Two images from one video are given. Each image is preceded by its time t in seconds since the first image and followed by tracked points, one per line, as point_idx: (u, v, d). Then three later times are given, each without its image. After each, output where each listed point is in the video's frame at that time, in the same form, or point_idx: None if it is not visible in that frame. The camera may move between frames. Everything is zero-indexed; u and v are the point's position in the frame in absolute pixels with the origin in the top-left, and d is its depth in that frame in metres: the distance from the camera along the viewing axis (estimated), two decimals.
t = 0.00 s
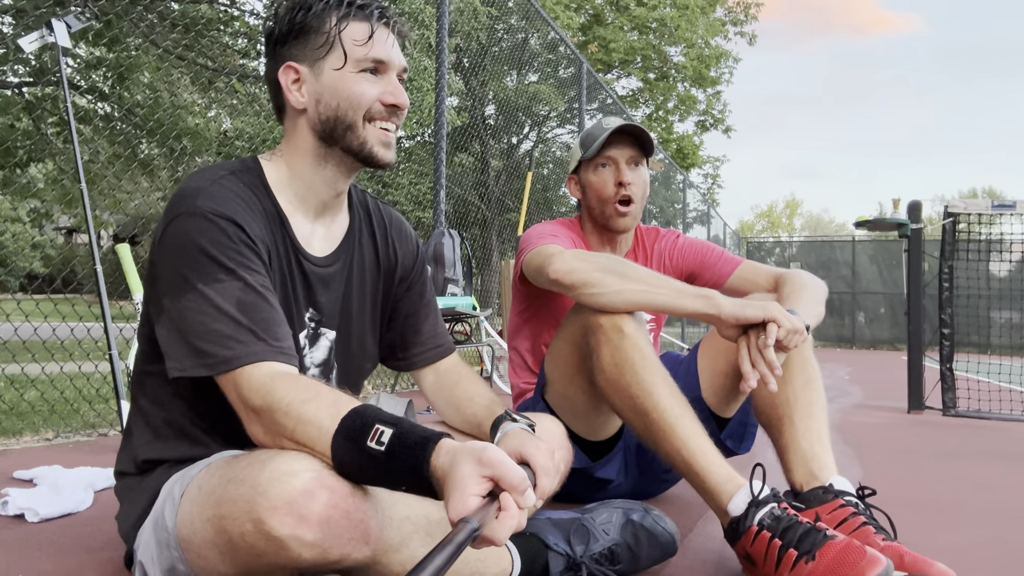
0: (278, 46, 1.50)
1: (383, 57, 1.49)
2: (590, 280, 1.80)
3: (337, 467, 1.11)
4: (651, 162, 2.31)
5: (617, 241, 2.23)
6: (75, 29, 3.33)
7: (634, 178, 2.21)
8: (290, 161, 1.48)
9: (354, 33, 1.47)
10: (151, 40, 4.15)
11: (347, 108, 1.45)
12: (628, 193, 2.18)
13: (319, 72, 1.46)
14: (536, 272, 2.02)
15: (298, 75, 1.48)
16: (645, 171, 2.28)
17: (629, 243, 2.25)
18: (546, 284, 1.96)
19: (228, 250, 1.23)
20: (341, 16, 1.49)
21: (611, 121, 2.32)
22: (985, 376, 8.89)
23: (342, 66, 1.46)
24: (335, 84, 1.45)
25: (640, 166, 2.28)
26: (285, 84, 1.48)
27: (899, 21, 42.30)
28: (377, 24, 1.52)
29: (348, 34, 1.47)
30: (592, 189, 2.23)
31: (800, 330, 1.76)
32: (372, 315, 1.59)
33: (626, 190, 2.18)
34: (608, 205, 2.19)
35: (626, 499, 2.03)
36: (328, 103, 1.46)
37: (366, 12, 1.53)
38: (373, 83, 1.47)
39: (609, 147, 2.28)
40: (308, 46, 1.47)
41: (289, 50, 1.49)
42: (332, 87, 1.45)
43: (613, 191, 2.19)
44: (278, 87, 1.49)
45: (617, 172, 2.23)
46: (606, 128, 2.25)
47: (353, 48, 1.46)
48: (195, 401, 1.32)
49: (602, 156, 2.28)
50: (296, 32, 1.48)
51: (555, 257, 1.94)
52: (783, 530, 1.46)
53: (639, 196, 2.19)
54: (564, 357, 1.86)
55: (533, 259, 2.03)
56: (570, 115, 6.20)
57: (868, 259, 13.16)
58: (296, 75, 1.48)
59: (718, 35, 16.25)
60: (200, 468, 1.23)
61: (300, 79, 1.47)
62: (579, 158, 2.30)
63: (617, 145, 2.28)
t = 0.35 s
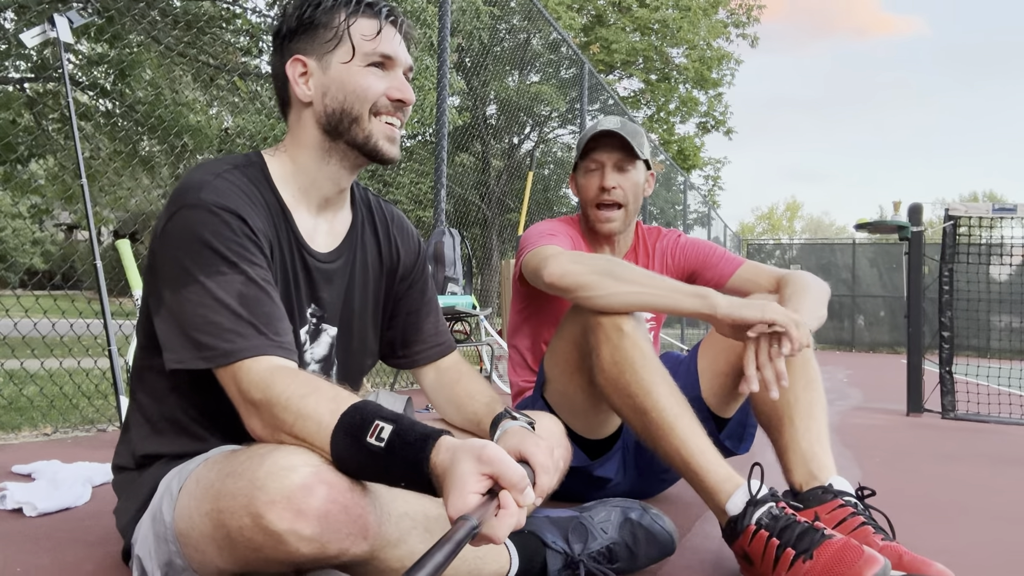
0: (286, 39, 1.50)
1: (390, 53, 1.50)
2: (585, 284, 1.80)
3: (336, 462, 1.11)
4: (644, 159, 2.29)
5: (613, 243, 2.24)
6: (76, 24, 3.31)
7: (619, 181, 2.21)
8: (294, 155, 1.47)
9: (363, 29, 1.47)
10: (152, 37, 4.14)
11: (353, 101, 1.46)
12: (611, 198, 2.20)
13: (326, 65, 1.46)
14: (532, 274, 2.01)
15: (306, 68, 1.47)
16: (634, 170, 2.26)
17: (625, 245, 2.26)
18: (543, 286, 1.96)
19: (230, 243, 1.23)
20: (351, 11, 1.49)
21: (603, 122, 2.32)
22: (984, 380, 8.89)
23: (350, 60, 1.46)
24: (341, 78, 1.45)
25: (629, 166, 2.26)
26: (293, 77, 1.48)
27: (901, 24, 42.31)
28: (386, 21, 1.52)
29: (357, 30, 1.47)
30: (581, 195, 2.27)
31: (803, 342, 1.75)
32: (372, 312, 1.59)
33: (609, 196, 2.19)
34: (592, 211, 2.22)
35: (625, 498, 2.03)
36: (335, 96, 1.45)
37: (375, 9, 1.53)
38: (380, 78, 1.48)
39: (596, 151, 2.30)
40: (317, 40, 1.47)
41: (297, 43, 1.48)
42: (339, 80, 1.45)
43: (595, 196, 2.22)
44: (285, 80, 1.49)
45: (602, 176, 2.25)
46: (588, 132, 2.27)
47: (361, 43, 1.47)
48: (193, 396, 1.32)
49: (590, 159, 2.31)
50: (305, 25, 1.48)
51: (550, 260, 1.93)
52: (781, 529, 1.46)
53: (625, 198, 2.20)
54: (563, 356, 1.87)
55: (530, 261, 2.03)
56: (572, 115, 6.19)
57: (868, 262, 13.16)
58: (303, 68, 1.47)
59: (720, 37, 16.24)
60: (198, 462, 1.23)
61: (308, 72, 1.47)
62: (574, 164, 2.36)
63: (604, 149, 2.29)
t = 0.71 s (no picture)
0: (299, 34, 1.51)
1: (400, 55, 1.50)
2: (572, 299, 1.78)
3: (332, 450, 1.11)
4: (636, 158, 2.27)
5: (606, 241, 2.25)
6: (76, 22, 3.32)
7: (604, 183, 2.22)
8: (300, 148, 1.48)
9: (375, 29, 1.48)
10: (152, 36, 4.13)
11: (359, 99, 1.46)
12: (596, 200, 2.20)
13: (337, 62, 1.47)
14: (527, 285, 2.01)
15: (316, 64, 1.48)
16: (624, 171, 2.26)
17: (619, 243, 2.28)
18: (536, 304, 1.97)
19: (236, 231, 1.24)
20: (365, 10, 1.49)
21: (597, 124, 2.33)
22: (984, 383, 8.89)
23: (360, 58, 1.47)
24: (350, 75, 1.46)
25: (618, 168, 2.26)
26: (303, 71, 1.48)
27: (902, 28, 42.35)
28: (399, 23, 1.52)
29: (369, 29, 1.48)
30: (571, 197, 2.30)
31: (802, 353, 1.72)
32: (376, 305, 1.59)
33: (593, 199, 2.20)
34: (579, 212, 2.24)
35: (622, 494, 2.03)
36: (342, 92, 1.46)
37: (389, 11, 1.53)
38: (388, 78, 1.48)
39: (586, 154, 2.31)
40: (329, 37, 1.47)
41: (310, 39, 1.49)
42: (347, 77, 1.46)
43: (582, 198, 2.23)
44: (295, 74, 1.50)
45: (589, 179, 2.26)
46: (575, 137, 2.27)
47: (372, 42, 1.47)
48: (190, 385, 1.32)
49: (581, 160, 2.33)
50: (319, 22, 1.48)
51: (537, 280, 1.93)
52: (779, 521, 1.46)
53: (609, 201, 2.19)
54: (563, 350, 1.87)
55: (525, 270, 2.03)
56: (572, 117, 6.20)
57: (868, 266, 13.17)
58: (314, 64, 1.48)
59: (721, 40, 16.26)
60: (194, 452, 1.23)
61: (318, 67, 1.48)
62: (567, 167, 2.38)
63: (594, 151, 2.29)
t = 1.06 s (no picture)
0: (308, 36, 1.51)
1: (406, 59, 1.50)
2: (580, 283, 1.80)
3: (334, 449, 1.11)
4: (636, 156, 2.27)
5: (605, 240, 2.26)
6: (76, 23, 3.33)
7: (604, 179, 2.22)
8: (305, 148, 1.48)
9: (382, 33, 1.48)
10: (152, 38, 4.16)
11: (362, 101, 1.46)
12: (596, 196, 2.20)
13: (342, 64, 1.47)
14: (529, 273, 2.02)
15: (323, 65, 1.48)
16: (623, 168, 2.25)
17: (618, 242, 2.28)
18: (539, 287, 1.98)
19: (242, 227, 1.24)
20: (374, 14, 1.50)
21: (596, 121, 2.32)
22: (984, 385, 8.88)
23: (365, 61, 1.47)
24: (353, 77, 1.46)
25: (618, 164, 2.26)
26: (309, 72, 1.49)
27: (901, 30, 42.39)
28: (407, 28, 1.53)
29: (377, 33, 1.48)
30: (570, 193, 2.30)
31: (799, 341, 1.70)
32: (381, 304, 1.59)
33: (593, 195, 2.20)
34: (579, 208, 2.24)
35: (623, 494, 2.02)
36: (345, 94, 1.46)
37: (398, 16, 1.53)
38: (392, 83, 1.48)
39: (583, 149, 2.30)
40: (337, 39, 1.48)
41: (317, 40, 1.50)
42: (351, 78, 1.46)
43: (581, 194, 2.23)
44: (301, 74, 1.51)
45: (588, 175, 2.26)
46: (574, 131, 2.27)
47: (378, 46, 1.47)
48: (193, 383, 1.32)
49: (579, 158, 2.32)
50: (327, 24, 1.49)
51: (544, 261, 1.95)
52: (780, 520, 1.46)
53: (609, 198, 2.20)
54: (566, 350, 1.86)
55: (525, 262, 2.04)
56: (572, 120, 6.20)
57: (868, 268, 13.17)
58: (320, 65, 1.48)
59: (720, 42, 16.26)
60: (196, 451, 1.23)
61: (324, 69, 1.48)
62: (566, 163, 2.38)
63: (592, 147, 2.29)
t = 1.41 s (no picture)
0: (310, 39, 1.53)
1: (406, 57, 1.50)
2: (584, 282, 1.81)
3: (339, 447, 1.11)
4: (643, 158, 2.27)
5: (612, 241, 2.26)
6: (80, 26, 3.33)
7: (613, 181, 2.21)
8: (307, 149, 1.49)
9: (381, 32, 1.49)
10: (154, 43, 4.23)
11: (362, 100, 1.46)
12: (606, 198, 2.20)
13: (342, 63, 1.48)
14: (532, 273, 2.03)
15: (324, 66, 1.50)
16: (632, 170, 2.26)
17: (625, 244, 2.28)
18: (541, 286, 1.99)
19: (246, 229, 1.24)
20: (374, 13, 1.51)
21: (604, 122, 2.32)
22: (986, 388, 8.87)
23: (364, 59, 1.48)
24: (354, 76, 1.46)
25: (626, 166, 2.26)
26: (311, 73, 1.50)
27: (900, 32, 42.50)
28: (407, 27, 1.53)
29: (376, 32, 1.49)
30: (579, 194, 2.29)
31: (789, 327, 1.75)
32: (381, 309, 1.59)
33: (604, 197, 2.20)
34: (589, 210, 2.24)
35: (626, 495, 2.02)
36: (345, 93, 1.47)
37: (398, 15, 1.54)
38: (392, 80, 1.48)
39: (591, 151, 2.30)
40: (337, 39, 1.49)
41: (319, 42, 1.51)
42: (351, 78, 1.46)
43: (591, 196, 2.23)
44: (304, 76, 1.52)
45: (598, 176, 2.25)
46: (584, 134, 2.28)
47: (377, 44, 1.48)
48: (196, 383, 1.32)
49: (587, 159, 2.32)
50: (328, 25, 1.50)
51: (547, 261, 1.95)
52: (785, 520, 1.46)
53: (620, 199, 2.20)
54: (568, 352, 1.87)
55: (528, 262, 2.05)
56: (573, 123, 6.20)
57: (868, 271, 13.16)
58: (322, 66, 1.50)
59: (720, 46, 16.27)
60: (200, 451, 1.23)
61: (326, 69, 1.49)
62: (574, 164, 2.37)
63: (600, 149, 2.29)
